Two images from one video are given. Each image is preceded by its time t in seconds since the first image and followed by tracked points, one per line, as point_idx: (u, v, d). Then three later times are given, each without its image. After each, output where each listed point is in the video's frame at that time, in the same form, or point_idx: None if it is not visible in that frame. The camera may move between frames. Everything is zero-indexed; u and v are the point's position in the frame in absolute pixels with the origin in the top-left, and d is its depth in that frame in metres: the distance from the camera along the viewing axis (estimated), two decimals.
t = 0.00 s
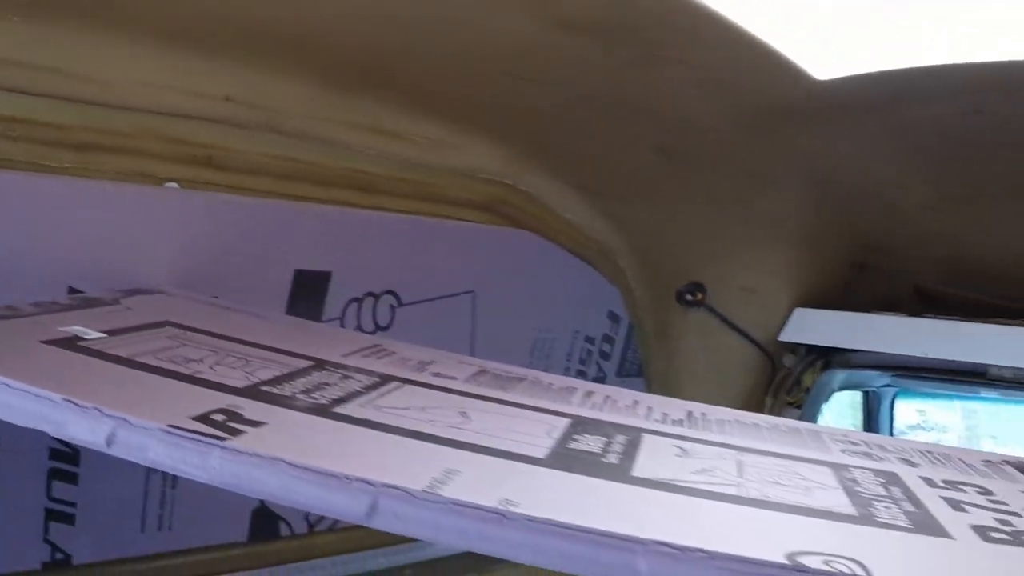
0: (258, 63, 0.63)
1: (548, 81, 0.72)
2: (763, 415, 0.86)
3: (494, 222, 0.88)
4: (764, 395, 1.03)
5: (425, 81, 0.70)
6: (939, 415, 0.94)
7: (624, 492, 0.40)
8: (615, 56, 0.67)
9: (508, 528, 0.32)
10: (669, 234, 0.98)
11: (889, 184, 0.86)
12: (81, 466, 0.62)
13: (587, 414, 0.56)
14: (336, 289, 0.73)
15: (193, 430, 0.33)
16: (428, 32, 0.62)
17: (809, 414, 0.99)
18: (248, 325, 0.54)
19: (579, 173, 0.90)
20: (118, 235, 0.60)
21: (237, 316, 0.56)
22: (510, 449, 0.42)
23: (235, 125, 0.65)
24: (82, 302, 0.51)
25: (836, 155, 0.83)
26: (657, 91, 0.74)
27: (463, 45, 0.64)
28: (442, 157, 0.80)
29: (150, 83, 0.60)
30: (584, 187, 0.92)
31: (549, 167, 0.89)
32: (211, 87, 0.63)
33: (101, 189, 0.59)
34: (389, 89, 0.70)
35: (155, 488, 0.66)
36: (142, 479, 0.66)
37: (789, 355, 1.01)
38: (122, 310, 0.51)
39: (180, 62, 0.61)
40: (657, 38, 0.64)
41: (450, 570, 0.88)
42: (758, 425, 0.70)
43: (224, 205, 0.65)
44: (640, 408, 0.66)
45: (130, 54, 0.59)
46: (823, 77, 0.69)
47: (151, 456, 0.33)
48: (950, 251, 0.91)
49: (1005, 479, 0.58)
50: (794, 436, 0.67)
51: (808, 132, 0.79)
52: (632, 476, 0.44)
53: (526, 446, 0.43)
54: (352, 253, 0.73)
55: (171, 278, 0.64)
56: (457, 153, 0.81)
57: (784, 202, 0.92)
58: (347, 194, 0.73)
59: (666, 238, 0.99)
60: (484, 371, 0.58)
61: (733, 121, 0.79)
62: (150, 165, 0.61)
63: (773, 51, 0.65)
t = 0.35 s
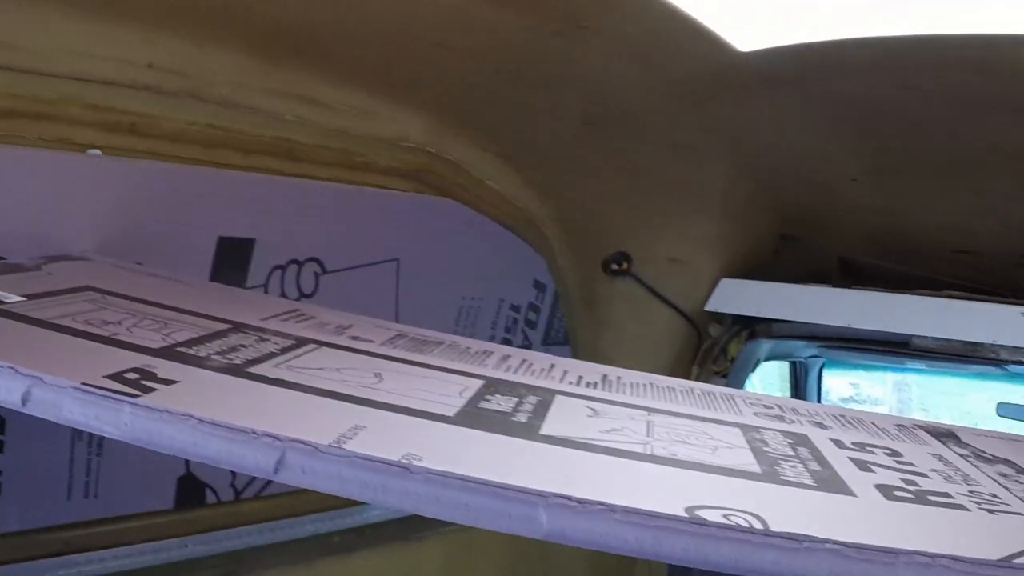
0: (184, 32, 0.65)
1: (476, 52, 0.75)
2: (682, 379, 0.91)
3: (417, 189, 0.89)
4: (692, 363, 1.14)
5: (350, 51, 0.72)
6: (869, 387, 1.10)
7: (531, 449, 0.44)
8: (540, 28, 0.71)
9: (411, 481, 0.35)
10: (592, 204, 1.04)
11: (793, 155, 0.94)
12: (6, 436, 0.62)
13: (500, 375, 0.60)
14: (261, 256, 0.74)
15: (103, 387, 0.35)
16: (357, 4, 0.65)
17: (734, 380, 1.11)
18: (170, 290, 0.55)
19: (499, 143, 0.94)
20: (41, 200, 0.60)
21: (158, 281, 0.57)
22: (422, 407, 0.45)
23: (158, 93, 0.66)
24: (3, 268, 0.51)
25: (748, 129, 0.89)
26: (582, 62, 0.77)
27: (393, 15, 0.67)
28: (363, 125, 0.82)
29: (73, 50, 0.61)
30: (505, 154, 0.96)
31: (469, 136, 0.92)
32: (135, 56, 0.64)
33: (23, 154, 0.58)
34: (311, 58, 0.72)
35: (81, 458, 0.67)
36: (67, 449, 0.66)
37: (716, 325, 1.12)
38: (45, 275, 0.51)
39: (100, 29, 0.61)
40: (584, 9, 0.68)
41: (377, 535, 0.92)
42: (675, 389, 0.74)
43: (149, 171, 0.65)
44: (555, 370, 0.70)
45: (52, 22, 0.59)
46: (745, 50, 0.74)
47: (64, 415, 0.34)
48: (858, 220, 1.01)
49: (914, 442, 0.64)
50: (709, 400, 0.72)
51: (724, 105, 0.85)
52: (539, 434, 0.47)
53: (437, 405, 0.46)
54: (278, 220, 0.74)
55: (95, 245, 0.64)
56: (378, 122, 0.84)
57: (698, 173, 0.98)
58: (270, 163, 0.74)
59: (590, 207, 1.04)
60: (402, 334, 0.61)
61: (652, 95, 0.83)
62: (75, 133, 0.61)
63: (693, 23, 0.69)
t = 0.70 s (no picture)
0: (142, 13, 0.64)
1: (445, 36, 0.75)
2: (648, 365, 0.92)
3: (383, 174, 0.89)
4: (659, 349, 1.17)
5: (313, 32, 0.71)
6: (834, 374, 1.13)
7: (497, 434, 0.44)
8: (508, 10, 0.71)
9: (378, 467, 0.35)
10: (554, 190, 1.04)
11: (751, 141, 0.96)
12: None
13: (467, 359, 0.60)
14: (225, 240, 0.73)
15: (64, 372, 0.35)
16: None
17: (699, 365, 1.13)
18: (130, 276, 0.54)
19: (466, 129, 0.93)
20: None
21: (118, 266, 0.56)
22: (388, 392, 0.45)
23: (116, 75, 0.65)
24: None
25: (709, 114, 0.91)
26: (550, 46, 0.78)
27: None
28: (324, 108, 0.81)
29: (28, 31, 0.59)
30: (472, 140, 0.96)
31: (435, 121, 0.92)
32: (95, 37, 0.63)
33: None
34: (273, 39, 0.71)
35: (43, 446, 0.67)
36: (30, 437, 0.66)
37: (683, 311, 1.15)
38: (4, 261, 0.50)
39: (55, 9, 0.60)
40: None
41: (344, 522, 0.92)
42: (642, 373, 0.76)
43: (108, 154, 0.64)
44: (522, 355, 0.70)
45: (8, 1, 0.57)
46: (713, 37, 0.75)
47: (24, 401, 0.34)
48: (818, 202, 1.04)
49: (881, 426, 0.66)
50: (678, 385, 0.73)
51: (687, 90, 0.86)
52: (504, 418, 0.48)
53: (403, 390, 0.47)
54: (240, 205, 0.73)
55: (55, 230, 0.62)
56: (341, 106, 0.83)
57: (658, 158, 1.00)
58: (232, 146, 0.73)
59: (554, 195, 1.05)
60: (367, 319, 0.61)
61: (617, 79, 0.84)
62: (34, 117, 0.60)
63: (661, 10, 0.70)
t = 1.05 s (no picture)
0: (145, 15, 0.64)
1: (447, 35, 0.75)
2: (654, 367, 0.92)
3: (388, 175, 0.89)
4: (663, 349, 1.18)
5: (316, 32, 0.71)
6: (838, 373, 1.14)
7: (506, 436, 0.45)
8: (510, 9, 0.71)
9: (390, 468, 0.35)
10: (557, 190, 1.04)
11: (752, 140, 0.96)
12: None
13: (474, 361, 0.60)
14: (232, 241, 0.73)
15: (79, 375, 0.35)
16: None
17: (705, 365, 1.14)
18: (139, 277, 0.54)
19: (469, 129, 0.93)
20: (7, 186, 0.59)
21: (126, 269, 0.56)
22: (397, 394, 0.46)
23: (123, 78, 0.65)
24: None
25: (712, 114, 0.91)
26: (553, 44, 0.78)
27: None
28: (327, 109, 0.81)
29: (35, 35, 0.59)
30: (476, 141, 0.96)
31: (438, 120, 0.91)
32: (102, 39, 0.63)
33: None
34: (276, 39, 0.72)
35: (53, 447, 0.67)
36: (39, 437, 0.66)
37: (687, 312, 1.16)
38: (15, 264, 0.51)
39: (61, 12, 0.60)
40: None
41: (350, 523, 0.92)
42: (648, 375, 0.76)
43: (113, 158, 0.64)
44: (529, 356, 0.71)
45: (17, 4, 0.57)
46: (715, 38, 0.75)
47: (39, 404, 0.34)
48: (818, 201, 1.04)
49: (885, 428, 0.66)
50: (684, 386, 0.73)
51: (687, 90, 0.87)
52: (513, 420, 0.48)
53: (413, 392, 0.47)
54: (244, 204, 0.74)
55: (64, 233, 0.63)
56: (344, 106, 0.83)
57: (660, 158, 1.00)
58: (237, 147, 0.73)
59: (557, 196, 1.05)
60: (374, 321, 0.62)
61: (620, 76, 0.84)
62: (41, 120, 0.60)
63: (661, 10, 0.70)
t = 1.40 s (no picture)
0: (171, 25, 0.64)
1: (465, 47, 0.75)
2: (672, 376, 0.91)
3: (407, 186, 0.90)
4: (678, 360, 1.17)
5: (339, 45, 0.72)
6: (852, 382, 1.12)
7: (531, 446, 0.44)
8: (524, 23, 0.71)
9: (419, 477, 0.35)
10: (573, 200, 1.04)
11: (771, 149, 0.96)
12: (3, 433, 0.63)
13: (497, 372, 0.60)
14: (256, 249, 0.74)
15: (114, 386, 0.35)
16: None
17: (720, 376, 1.13)
18: (165, 287, 0.55)
19: (488, 139, 0.93)
20: (33, 196, 0.60)
21: (151, 279, 0.57)
22: (424, 404, 0.46)
23: (149, 90, 0.65)
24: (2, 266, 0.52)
25: (734, 122, 0.90)
26: (575, 59, 0.78)
27: (375, 6, 0.66)
28: (349, 121, 0.81)
29: (59, 47, 0.59)
30: (495, 151, 0.95)
31: (457, 131, 0.91)
32: (127, 53, 0.63)
33: (14, 151, 0.59)
34: (298, 53, 0.72)
35: (78, 454, 0.68)
36: (64, 444, 0.67)
37: (701, 321, 1.15)
38: (45, 274, 0.52)
39: (87, 25, 0.60)
40: (573, 6, 0.68)
41: (369, 530, 0.91)
42: (666, 385, 0.75)
43: (139, 168, 0.66)
44: (550, 367, 0.70)
45: (43, 16, 0.58)
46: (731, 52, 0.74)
47: (76, 415, 0.34)
48: (836, 207, 1.04)
49: (900, 437, 0.66)
50: (701, 396, 0.73)
51: (703, 101, 0.86)
52: (537, 430, 0.48)
53: (439, 402, 0.47)
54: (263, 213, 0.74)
55: (90, 242, 0.64)
56: (367, 118, 0.83)
57: (676, 169, 1.00)
58: (258, 159, 0.74)
59: (573, 207, 1.05)
60: (397, 331, 0.62)
61: (639, 89, 0.84)
62: (66, 131, 0.62)
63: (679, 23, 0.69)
